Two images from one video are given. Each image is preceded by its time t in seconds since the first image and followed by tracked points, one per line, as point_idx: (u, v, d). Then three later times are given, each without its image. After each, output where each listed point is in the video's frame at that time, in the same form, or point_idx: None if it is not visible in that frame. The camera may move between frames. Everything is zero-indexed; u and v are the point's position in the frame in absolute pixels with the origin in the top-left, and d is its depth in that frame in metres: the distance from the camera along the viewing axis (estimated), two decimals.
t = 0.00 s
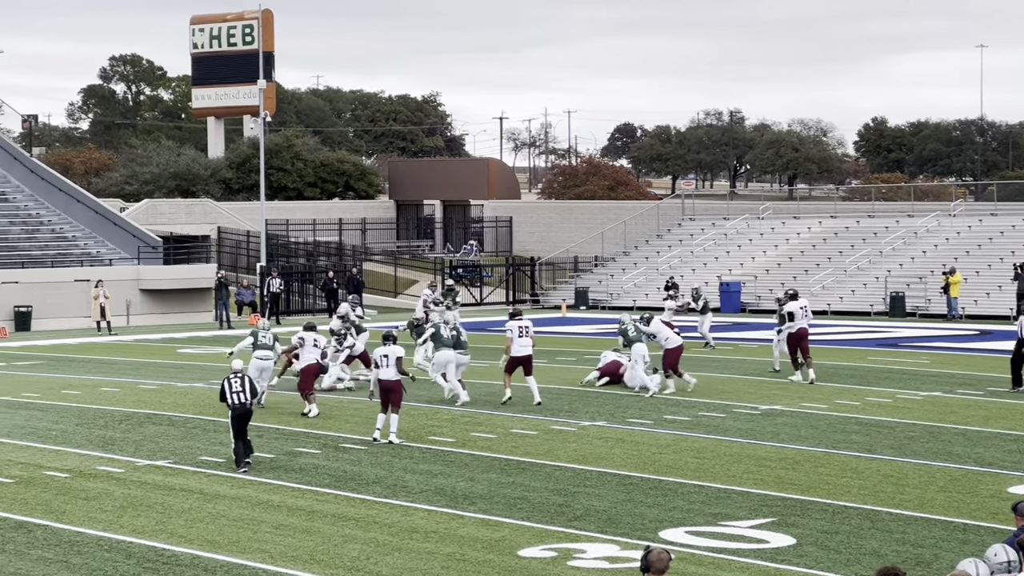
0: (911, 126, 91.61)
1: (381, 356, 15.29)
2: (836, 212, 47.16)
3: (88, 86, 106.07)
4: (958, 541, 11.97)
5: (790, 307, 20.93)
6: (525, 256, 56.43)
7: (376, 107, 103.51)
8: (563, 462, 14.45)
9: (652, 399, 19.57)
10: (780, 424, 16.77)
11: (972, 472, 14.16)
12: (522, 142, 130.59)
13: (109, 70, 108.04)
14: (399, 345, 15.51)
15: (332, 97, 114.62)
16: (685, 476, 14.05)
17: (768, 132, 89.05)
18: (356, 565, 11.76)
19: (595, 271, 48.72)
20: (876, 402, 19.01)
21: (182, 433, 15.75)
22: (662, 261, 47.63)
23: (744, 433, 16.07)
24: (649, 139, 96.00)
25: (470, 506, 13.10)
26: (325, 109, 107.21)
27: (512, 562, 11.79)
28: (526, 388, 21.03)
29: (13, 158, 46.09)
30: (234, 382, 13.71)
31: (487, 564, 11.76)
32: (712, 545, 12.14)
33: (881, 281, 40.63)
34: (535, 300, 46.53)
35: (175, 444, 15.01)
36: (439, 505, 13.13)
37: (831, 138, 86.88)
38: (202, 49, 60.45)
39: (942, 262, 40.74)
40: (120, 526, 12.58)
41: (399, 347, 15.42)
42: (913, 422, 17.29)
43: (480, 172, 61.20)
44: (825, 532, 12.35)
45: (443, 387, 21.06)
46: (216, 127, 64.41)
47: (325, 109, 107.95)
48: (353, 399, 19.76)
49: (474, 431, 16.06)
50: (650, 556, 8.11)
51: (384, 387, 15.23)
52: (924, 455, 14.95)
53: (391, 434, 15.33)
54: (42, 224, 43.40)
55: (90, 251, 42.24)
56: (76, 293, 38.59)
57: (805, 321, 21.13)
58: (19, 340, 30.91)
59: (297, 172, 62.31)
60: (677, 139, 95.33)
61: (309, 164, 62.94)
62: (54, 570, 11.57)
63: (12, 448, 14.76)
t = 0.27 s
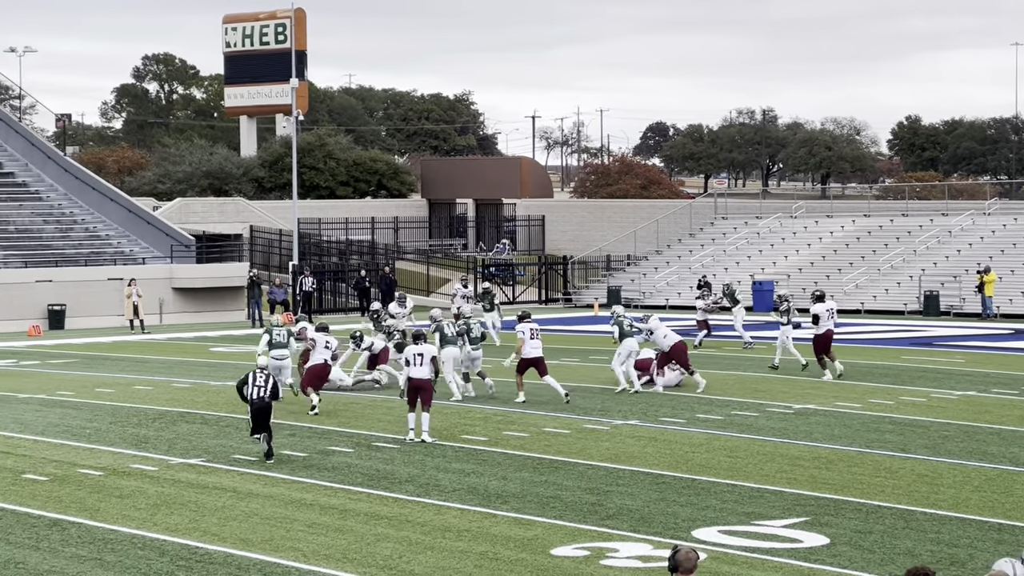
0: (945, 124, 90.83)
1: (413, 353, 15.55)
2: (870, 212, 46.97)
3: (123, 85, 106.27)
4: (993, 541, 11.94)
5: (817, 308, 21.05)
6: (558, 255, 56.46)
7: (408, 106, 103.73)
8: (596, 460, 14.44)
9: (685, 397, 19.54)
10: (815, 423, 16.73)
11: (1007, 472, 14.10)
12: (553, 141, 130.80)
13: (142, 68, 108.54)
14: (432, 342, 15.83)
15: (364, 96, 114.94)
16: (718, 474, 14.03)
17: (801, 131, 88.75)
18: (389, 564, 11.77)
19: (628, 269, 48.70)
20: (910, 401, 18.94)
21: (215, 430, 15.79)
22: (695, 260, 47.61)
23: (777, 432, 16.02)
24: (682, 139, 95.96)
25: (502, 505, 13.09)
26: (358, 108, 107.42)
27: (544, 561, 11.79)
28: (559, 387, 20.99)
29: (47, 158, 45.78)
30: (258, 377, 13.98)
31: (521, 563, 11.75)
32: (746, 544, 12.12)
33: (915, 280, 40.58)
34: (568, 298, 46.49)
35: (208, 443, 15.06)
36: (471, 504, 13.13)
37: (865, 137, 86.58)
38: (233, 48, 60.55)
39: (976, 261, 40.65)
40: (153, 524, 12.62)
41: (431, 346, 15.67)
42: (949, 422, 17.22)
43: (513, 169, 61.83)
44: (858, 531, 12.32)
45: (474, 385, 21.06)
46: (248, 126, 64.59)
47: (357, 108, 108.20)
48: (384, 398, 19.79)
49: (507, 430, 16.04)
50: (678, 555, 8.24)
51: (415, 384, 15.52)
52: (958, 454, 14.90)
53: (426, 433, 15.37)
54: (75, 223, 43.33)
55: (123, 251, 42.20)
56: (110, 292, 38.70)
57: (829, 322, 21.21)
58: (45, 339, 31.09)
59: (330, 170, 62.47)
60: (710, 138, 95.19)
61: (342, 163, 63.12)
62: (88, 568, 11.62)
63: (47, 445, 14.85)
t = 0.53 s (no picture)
0: (982, 121, 90.25)
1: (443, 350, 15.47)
2: (905, 210, 47.07)
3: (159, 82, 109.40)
4: None
5: (842, 303, 21.15)
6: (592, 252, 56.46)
7: (442, 103, 104.14)
8: (631, 458, 14.44)
9: (718, 395, 19.54)
10: (851, 421, 16.71)
11: None
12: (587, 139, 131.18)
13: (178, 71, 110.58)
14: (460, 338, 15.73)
15: (398, 94, 115.44)
16: (753, 472, 14.02)
17: (835, 129, 88.48)
18: (423, 561, 11.77)
19: (662, 267, 48.64)
20: (945, 399, 18.88)
21: (249, 428, 15.84)
22: (729, 258, 47.54)
23: (811, 430, 16.01)
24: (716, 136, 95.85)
25: (537, 502, 13.09)
26: (393, 104, 107.57)
27: (580, 558, 11.79)
28: (591, 385, 20.99)
29: (83, 155, 45.84)
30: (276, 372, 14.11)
31: (555, 561, 11.76)
32: (781, 542, 12.10)
33: (950, 277, 40.48)
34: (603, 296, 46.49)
35: (243, 440, 15.13)
36: (505, 502, 13.13)
37: (900, 134, 86.36)
38: (267, 45, 61.05)
39: (1012, 258, 40.52)
40: (188, 521, 12.66)
41: (459, 343, 15.62)
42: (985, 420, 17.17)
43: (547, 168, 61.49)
44: (894, 530, 12.29)
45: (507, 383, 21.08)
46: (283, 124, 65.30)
47: (391, 106, 108.68)
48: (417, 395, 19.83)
49: (541, 427, 16.04)
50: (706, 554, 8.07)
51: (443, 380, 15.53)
52: (994, 453, 14.84)
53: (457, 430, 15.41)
54: (111, 221, 43.53)
55: (158, 249, 42.28)
56: (144, 289, 38.75)
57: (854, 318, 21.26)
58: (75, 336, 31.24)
59: (365, 169, 63.01)
60: (744, 135, 95.11)
61: (376, 161, 63.63)
62: (124, 564, 11.65)
63: (83, 442, 14.93)
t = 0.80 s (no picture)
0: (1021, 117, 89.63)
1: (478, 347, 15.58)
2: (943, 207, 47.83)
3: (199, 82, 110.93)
4: None
5: (872, 297, 21.54)
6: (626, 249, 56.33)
7: (477, 101, 104.48)
8: (666, 455, 14.43)
9: (752, 391, 19.53)
10: (889, 417, 16.68)
11: None
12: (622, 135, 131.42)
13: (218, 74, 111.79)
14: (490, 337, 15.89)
15: (434, 89, 115.84)
16: (789, 469, 14.00)
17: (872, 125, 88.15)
18: (459, 558, 11.78)
19: (697, 263, 48.47)
20: (982, 396, 18.81)
21: (285, 424, 15.89)
22: (764, 254, 47.41)
23: (848, 427, 15.98)
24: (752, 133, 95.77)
25: (572, 499, 13.09)
26: (428, 102, 107.80)
27: (616, 555, 11.78)
28: (623, 381, 20.99)
29: (119, 152, 46.03)
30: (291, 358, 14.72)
31: (591, 558, 11.74)
32: (817, 539, 12.08)
33: (988, 273, 40.43)
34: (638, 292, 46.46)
35: (279, 436, 15.19)
36: (541, 498, 13.14)
37: (936, 131, 86.00)
38: (304, 42, 62.01)
39: None
40: (224, 517, 12.69)
41: (490, 340, 15.77)
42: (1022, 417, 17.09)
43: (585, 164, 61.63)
44: (931, 528, 12.25)
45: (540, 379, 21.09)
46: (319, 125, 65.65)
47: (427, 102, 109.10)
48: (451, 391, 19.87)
49: (577, 424, 16.05)
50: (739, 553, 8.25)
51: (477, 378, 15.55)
52: None
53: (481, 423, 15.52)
54: (146, 217, 43.71)
55: (194, 244, 42.41)
56: (180, 285, 39.00)
57: (882, 314, 21.59)
58: (109, 331, 31.42)
59: (400, 165, 63.16)
60: (779, 133, 95.06)
61: (412, 156, 63.65)
62: (160, 559, 11.68)
63: (120, 438, 15.03)
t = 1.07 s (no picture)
0: None
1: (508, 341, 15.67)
2: (979, 199, 47.21)
3: (232, 75, 112.22)
4: None
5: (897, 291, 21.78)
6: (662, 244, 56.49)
7: (511, 95, 104.59)
8: (701, 449, 14.44)
9: (786, 386, 19.51)
10: (923, 412, 16.65)
11: None
12: (657, 130, 131.82)
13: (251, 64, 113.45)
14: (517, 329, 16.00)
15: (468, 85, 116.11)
16: (824, 464, 13.99)
17: (909, 119, 87.60)
18: (494, 552, 11.77)
19: (732, 258, 48.65)
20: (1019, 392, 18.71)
21: (319, 418, 15.98)
22: (799, 249, 47.62)
23: (883, 422, 15.96)
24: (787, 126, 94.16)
25: (606, 493, 13.10)
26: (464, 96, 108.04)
27: (651, 550, 11.77)
28: (655, 375, 21.03)
29: (154, 146, 46.24)
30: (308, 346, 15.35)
31: (625, 552, 11.74)
32: (852, 535, 12.05)
33: None
34: (672, 288, 46.37)
35: (314, 430, 15.27)
36: (575, 493, 13.15)
37: (973, 124, 85.37)
38: (338, 37, 62.43)
39: None
40: (259, 510, 12.72)
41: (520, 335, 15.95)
42: None
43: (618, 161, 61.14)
44: (967, 523, 12.21)
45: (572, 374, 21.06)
46: (354, 117, 66.04)
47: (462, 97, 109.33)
48: (483, 386, 19.92)
49: (612, 418, 16.06)
50: (774, 545, 7.82)
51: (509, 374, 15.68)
52: None
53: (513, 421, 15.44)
54: (182, 212, 43.92)
55: (229, 239, 42.68)
56: (215, 279, 39.16)
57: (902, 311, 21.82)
58: (146, 326, 31.59)
59: (436, 159, 63.39)
60: (814, 126, 94.47)
61: (447, 151, 63.88)
62: (196, 552, 11.72)
63: (155, 432, 15.17)
